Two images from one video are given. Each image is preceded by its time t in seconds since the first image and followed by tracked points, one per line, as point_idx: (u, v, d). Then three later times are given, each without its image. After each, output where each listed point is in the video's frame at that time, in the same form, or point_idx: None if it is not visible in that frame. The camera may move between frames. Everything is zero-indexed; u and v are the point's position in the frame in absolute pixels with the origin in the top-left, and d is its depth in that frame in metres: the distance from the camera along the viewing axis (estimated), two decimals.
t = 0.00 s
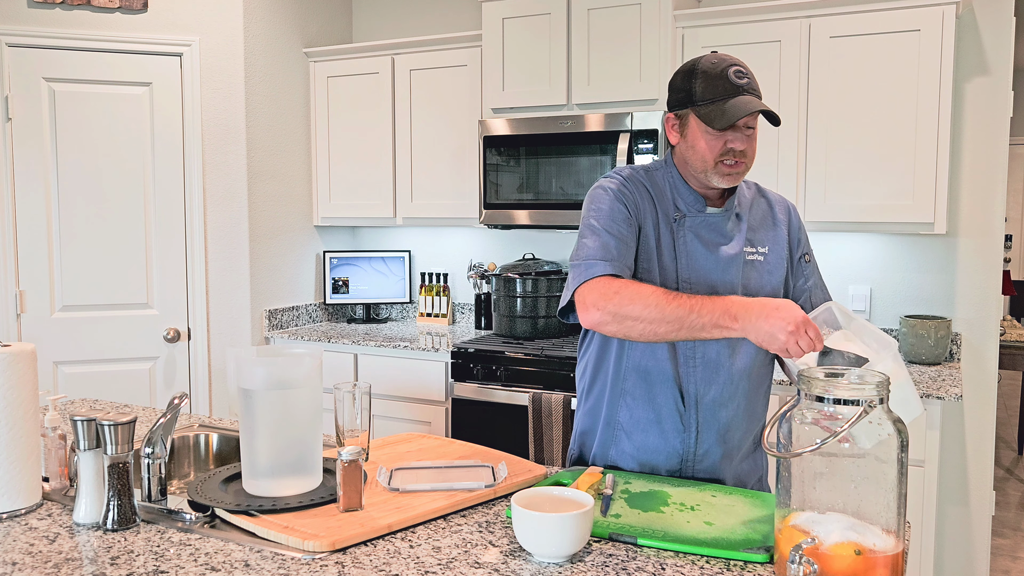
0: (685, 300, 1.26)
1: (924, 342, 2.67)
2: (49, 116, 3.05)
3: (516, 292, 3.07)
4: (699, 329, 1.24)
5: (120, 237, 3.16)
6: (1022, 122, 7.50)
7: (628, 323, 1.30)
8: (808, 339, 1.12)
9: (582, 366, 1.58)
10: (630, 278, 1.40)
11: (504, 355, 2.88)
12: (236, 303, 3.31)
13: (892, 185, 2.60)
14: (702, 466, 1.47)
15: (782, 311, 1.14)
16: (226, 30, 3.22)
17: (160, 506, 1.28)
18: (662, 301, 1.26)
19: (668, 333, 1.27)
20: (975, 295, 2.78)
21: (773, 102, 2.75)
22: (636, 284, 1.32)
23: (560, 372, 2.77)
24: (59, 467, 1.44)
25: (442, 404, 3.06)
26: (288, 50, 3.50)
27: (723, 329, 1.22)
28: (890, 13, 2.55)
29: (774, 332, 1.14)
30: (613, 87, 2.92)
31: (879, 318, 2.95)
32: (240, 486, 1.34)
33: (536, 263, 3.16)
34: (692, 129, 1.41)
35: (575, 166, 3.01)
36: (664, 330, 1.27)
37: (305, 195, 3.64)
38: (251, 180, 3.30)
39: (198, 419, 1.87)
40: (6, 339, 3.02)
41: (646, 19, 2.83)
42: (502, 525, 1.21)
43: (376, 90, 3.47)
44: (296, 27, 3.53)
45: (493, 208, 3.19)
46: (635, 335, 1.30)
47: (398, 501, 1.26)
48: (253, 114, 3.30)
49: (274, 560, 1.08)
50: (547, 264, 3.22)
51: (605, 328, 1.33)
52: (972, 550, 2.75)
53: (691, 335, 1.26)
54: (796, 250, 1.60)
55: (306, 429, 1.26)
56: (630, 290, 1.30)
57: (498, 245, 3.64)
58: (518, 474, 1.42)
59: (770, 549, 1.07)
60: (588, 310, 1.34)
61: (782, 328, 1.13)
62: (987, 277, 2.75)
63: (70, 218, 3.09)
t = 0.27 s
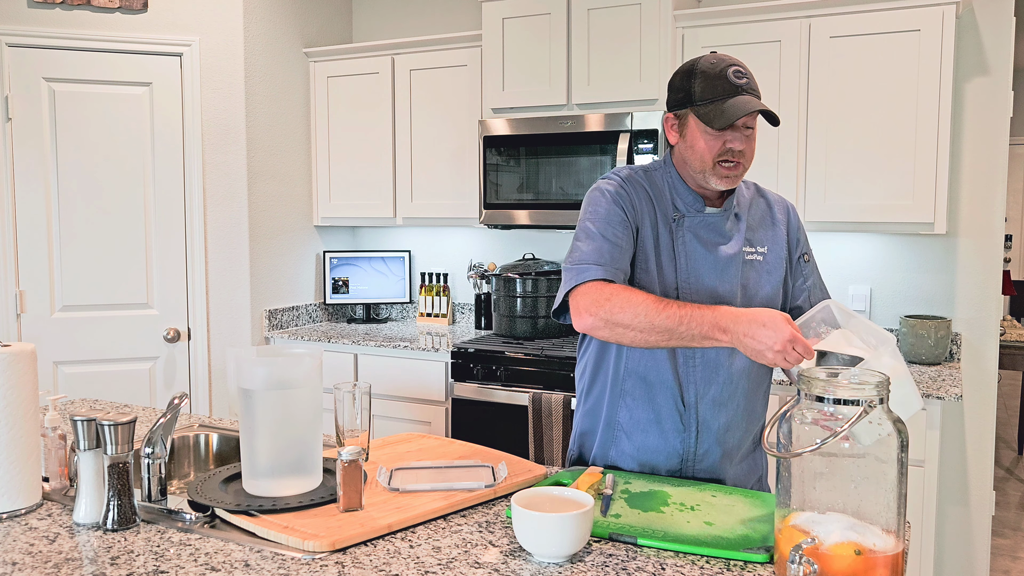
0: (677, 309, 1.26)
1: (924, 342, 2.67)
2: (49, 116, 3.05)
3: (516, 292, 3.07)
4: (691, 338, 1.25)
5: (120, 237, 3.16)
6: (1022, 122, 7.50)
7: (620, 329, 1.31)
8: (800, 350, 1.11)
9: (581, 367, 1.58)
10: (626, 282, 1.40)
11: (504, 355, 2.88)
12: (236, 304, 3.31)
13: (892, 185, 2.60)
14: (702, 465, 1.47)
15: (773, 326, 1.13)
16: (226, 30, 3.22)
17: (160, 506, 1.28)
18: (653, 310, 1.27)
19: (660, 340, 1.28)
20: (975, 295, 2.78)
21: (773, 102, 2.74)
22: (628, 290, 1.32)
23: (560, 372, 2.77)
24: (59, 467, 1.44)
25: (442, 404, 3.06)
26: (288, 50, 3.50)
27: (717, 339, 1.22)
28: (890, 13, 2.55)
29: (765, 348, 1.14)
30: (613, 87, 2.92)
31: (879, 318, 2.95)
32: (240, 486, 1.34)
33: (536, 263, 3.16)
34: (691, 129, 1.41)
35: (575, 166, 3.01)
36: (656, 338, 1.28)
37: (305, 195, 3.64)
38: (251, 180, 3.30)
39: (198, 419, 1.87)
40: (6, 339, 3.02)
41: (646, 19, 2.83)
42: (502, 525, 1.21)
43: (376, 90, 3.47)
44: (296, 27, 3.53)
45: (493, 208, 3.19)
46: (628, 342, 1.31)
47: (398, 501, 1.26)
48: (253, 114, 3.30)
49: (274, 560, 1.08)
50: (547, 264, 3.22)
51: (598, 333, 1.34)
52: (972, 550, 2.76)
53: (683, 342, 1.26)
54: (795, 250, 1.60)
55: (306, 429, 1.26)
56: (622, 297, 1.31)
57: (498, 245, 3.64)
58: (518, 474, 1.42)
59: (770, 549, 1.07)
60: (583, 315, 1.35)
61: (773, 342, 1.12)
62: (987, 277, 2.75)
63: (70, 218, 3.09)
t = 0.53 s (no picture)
0: (675, 313, 1.25)
1: (924, 342, 2.67)
2: (49, 116, 3.05)
3: (516, 292, 3.07)
4: (687, 342, 1.25)
5: (120, 237, 3.16)
6: (1022, 122, 7.50)
7: (617, 332, 1.31)
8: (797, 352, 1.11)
9: (583, 367, 1.58)
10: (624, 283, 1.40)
11: (504, 355, 2.88)
12: (236, 304, 3.31)
13: (892, 185, 2.60)
14: (702, 466, 1.47)
15: (770, 328, 1.12)
16: (226, 30, 3.22)
17: (160, 506, 1.28)
18: (650, 313, 1.26)
19: (657, 344, 1.27)
20: (975, 295, 2.78)
21: (773, 102, 2.74)
22: (626, 293, 1.32)
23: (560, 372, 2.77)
24: (59, 467, 1.44)
25: (442, 404, 3.06)
26: (288, 50, 3.50)
27: (715, 343, 1.21)
28: (890, 13, 2.55)
29: (760, 350, 1.13)
30: (613, 87, 2.91)
31: (879, 318, 2.95)
32: (240, 486, 1.34)
33: (536, 263, 3.16)
34: (692, 130, 1.41)
35: (575, 166, 3.01)
36: (653, 342, 1.28)
37: (305, 195, 3.64)
38: (251, 180, 3.30)
39: (198, 419, 1.87)
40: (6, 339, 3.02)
41: (646, 20, 2.83)
42: (502, 525, 1.21)
43: (376, 90, 3.47)
44: (296, 27, 3.53)
45: (493, 208, 3.19)
46: (625, 344, 1.31)
47: (398, 501, 1.26)
48: (253, 114, 3.30)
49: (274, 560, 1.08)
50: (547, 264, 3.22)
51: (596, 335, 1.34)
52: (972, 550, 2.76)
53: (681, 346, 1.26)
54: (796, 250, 1.60)
55: (306, 429, 1.26)
56: (618, 301, 1.31)
57: (498, 245, 3.64)
58: (518, 474, 1.42)
59: (770, 549, 1.07)
60: (581, 317, 1.35)
61: (771, 343, 1.12)
62: (987, 277, 2.75)
63: (70, 218, 3.09)
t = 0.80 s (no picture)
0: (673, 312, 1.25)
1: (924, 342, 2.67)
2: (49, 116, 3.05)
3: (516, 292, 3.07)
4: (685, 340, 1.25)
5: (120, 237, 3.16)
6: (1022, 122, 7.50)
7: (617, 331, 1.31)
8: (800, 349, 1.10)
9: (585, 368, 1.58)
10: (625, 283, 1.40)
11: (504, 355, 2.88)
12: (236, 304, 3.31)
13: (892, 185, 2.60)
14: (704, 467, 1.47)
15: (769, 326, 1.12)
16: (226, 30, 3.22)
17: (160, 506, 1.28)
18: (649, 312, 1.27)
19: (656, 343, 1.27)
20: (975, 295, 2.78)
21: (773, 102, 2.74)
22: (625, 292, 1.32)
23: (560, 372, 2.77)
24: (59, 467, 1.44)
25: (442, 404, 3.06)
26: (288, 50, 3.49)
27: (714, 342, 1.22)
28: (890, 13, 2.55)
29: (763, 351, 1.13)
30: (613, 87, 2.91)
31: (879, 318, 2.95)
32: (240, 486, 1.34)
33: (536, 263, 3.16)
34: (694, 129, 1.41)
35: (575, 166, 3.01)
36: (652, 340, 1.28)
37: (305, 195, 3.64)
38: (251, 180, 3.30)
39: (198, 419, 1.87)
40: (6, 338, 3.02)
41: (646, 19, 2.83)
42: (503, 525, 1.21)
43: (375, 90, 3.47)
44: (296, 27, 3.53)
45: (493, 208, 3.19)
46: (624, 343, 1.31)
47: (398, 501, 1.26)
48: (253, 114, 3.30)
49: (274, 560, 1.08)
50: (547, 264, 3.22)
51: (595, 334, 1.34)
52: (971, 550, 2.76)
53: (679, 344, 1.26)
54: (801, 250, 1.59)
55: (306, 429, 1.26)
56: (617, 299, 1.31)
57: (498, 244, 3.64)
58: (518, 474, 1.42)
59: (770, 549, 1.07)
60: (581, 316, 1.35)
61: (772, 340, 1.11)
62: (987, 277, 2.75)
63: (70, 218, 3.09)
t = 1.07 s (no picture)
0: (668, 304, 1.25)
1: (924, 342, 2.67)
2: (49, 116, 3.05)
3: (516, 292, 3.07)
4: (680, 331, 1.25)
5: (120, 237, 3.16)
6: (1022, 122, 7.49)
7: (613, 327, 1.32)
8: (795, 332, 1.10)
9: (592, 367, 1.59)
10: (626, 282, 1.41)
11: (504, 355, 2.88)
12: (236, 303, 3.31)
13: (892, 185, 2.60)
14: (709, 468, 1.46)
15: (760, 312, 1.11)
16: (226, 30, 3.22)
17: (160, 506, 1.28)
18: (642, 305, 1.27)
19: (652, 335, 1.28)
20: (975, 295, 2.78)
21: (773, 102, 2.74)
22: (621, 286, 1.33)
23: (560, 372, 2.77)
24: (59, 467, 1.44)
25: (442, 404, 3.06)
26: (288, 50, 3.49)
27: (708, 330, 1.22)
28: (890, 13, 2.55)
29: (755, 335, 1.13)
30: (613, 87, 2.91)
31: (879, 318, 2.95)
32: (240, 486, 1.34)
33: (536, 263, 3.16)
34: (700, 127, 1.41)
35: (575, 166, 3.01)
36: (648, 334, 1.28)
37: (305, 195, 3.64)
38: (251, 180, 3.30)
39: (198, 419, 1.87)
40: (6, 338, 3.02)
41: (646, 19, 2.83)
42: (502, 525, 1.21)
43: (375, 90, 3.47)
44: (296, 27, 3.53)
45: (493, 208, 3.19)
46: (621, 339, 1.32)
47: (398, 502, 1.26)
48: (253, 114, 3.30)
49: (274, 560, 1.08)
50: (547, 264, 3.22)
51: (594, 331, 1.35)
52: (972, 550, 2.76)
53: (675, 336, 1.26)
54: (812, 250, 1.56)
55: (306, 428, 1.26)
56: (612, 293, 1.32)
57: (498, 244, 3.64)
58: (518, 474, 1.42)
59: (770, 549, 1.07)
60: (580, 312, 1.36)
61: (765, 324, 1.11)
62: (987, 277, 2.75)
63: (70, 218, 3.09)
